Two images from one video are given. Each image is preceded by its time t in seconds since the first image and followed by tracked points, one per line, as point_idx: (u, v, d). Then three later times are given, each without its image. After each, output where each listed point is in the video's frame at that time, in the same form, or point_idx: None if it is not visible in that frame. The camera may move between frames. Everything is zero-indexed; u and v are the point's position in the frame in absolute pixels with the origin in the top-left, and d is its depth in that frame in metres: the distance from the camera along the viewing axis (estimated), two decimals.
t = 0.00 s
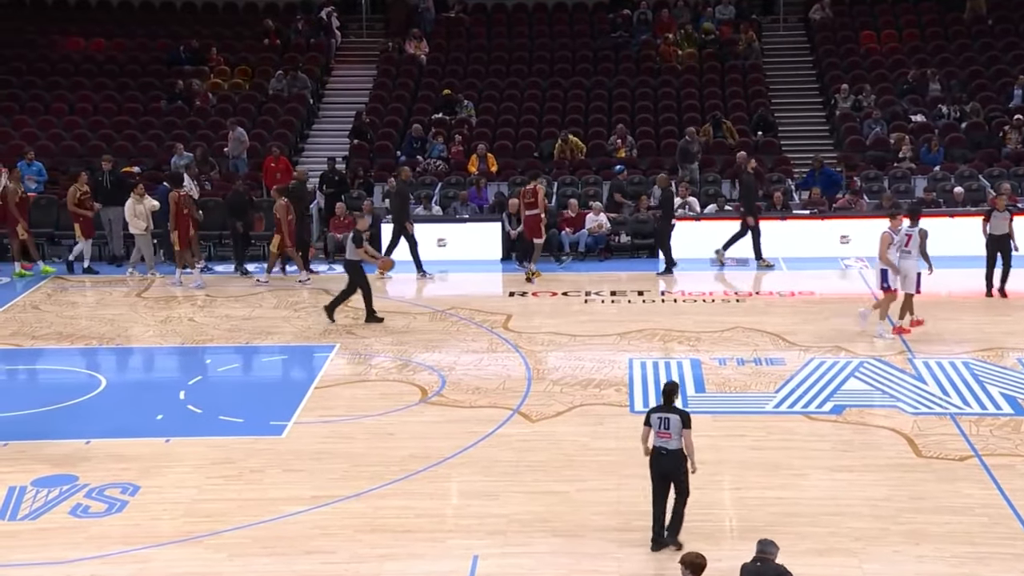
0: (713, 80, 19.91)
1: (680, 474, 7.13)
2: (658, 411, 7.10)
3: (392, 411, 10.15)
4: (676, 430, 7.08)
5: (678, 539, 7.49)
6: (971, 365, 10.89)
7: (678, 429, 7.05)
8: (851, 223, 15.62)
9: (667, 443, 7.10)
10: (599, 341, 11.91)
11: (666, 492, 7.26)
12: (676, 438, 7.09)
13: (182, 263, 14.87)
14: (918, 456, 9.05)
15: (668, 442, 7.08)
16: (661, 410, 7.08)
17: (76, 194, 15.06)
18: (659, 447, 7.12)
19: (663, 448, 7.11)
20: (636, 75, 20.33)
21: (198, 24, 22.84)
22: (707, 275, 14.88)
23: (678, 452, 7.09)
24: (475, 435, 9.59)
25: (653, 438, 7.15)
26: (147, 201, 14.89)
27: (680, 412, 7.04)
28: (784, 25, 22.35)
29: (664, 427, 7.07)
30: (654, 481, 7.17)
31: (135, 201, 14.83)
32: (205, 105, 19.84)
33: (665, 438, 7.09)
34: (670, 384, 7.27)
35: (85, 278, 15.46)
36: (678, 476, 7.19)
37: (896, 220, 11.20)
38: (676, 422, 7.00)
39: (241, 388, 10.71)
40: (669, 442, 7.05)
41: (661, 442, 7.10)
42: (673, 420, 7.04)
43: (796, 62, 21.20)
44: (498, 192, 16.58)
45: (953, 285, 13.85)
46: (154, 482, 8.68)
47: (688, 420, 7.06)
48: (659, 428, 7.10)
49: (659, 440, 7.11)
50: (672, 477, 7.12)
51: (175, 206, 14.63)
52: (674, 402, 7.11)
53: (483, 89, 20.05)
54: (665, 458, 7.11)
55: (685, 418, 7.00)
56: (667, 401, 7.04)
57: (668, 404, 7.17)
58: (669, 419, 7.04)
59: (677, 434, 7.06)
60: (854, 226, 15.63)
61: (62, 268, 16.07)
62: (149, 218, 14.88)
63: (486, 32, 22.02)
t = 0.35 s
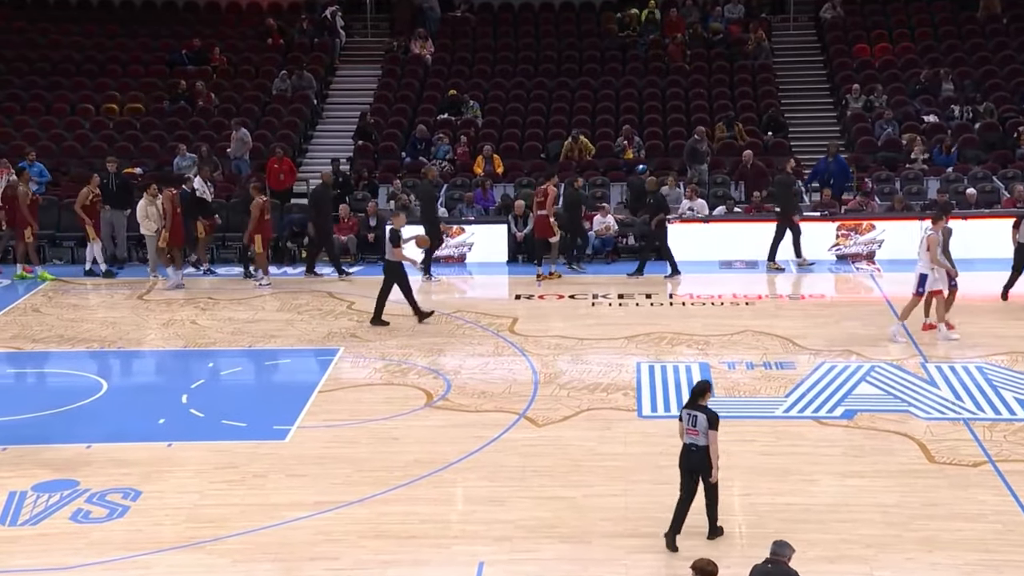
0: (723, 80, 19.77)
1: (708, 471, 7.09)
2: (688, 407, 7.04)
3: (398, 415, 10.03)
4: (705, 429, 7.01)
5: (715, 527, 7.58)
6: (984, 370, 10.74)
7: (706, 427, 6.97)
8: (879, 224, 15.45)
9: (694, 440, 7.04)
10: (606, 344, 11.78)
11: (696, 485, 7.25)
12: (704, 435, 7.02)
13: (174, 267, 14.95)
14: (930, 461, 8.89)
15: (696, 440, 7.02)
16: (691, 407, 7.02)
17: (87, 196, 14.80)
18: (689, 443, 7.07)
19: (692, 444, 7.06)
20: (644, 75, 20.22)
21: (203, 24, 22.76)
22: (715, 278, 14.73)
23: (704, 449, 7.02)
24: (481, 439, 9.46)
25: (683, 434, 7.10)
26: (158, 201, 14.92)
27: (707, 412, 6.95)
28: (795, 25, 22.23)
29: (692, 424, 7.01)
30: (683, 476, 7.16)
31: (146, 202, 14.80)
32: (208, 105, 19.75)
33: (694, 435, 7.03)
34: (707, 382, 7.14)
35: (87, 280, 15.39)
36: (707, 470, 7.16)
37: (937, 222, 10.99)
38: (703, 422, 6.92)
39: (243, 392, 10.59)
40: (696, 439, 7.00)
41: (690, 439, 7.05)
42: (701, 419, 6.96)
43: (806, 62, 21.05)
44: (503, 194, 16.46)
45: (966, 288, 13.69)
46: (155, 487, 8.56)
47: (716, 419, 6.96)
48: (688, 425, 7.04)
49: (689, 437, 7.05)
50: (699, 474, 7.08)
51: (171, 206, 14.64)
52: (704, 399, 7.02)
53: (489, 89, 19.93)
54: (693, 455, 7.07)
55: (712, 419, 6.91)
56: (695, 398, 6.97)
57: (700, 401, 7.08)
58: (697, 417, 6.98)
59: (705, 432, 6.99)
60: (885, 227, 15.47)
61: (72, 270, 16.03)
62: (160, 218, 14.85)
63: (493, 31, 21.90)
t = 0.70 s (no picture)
0: (721, 81, 19.65)
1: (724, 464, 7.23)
2: (708, 401, 7.23)
3: (392, 420, 9.89)
4: (725, 421, 7.20)
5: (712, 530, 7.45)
6: (986, 374, 10.61)
7: (728, 420, 7.17)
8: (879, 226, 15.34)
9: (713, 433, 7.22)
10: (603, 348, 11.65)
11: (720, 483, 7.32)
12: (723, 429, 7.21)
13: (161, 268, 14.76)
14: (931, 467, 8.76)
15: (715, 432, 7.19)
16: (712, 401, 7.20)
17: (88, 200, 14.50)
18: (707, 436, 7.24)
19: (711, 437, 7.22)
20: (642, 75, 20.10)
21: (195, 24, 22.60)
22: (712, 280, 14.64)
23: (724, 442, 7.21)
24: (476, 445, 9.32)
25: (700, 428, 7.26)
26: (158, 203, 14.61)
27: (731, 404, 7.16)
28: (794, 25, 22.14)
29: (712, 417, 7.20)
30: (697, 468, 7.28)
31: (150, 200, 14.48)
32: (199, 106, 19.60)
33: (713, 428, 7.20)
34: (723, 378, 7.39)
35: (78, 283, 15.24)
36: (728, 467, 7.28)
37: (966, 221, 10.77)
38: (726, 414, 7.11)
39: (234, 397, 10.43)
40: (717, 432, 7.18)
41: (708, 432, 7.22)
42: (723, 412, 7.15)
43: (805, 62, 20.94)
44: (499, 196, 16.35)
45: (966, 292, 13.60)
46: (145, 493, 8.42)
47: (738, 413, 7.17)
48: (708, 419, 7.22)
49: (708, 430, 7.23)
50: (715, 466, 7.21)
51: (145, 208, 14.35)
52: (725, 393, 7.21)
53: (484, 89, 19.81)
54: (711, 447, 7.23)
55: (735, 411, 7.12)
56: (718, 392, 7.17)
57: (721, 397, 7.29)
58: (719, 410, 7.17)
59: (725, 425, 7.18)
60: (885, 229, 15.37)
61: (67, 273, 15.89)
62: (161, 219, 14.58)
63: (487, 31, 21.77)
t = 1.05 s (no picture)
0: (721, 82, 19.50)
1: (742, 457, 7.27)
2: (723, 395, 7.22)
3: (387, 426, 9.72)
4: (741, 415, 7.20)
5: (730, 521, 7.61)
6: (991, 380, 10.44)
7: (743, 414, 7.17)
8: (882, 229, 15.16)
9: (730, 427, 7.23)
10: (601, 353, 11.49)
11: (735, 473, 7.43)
12: (740, 423, 7.22)
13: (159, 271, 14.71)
14: (935, 474, 8.59)
15: (732, 426, 7.21)
16: (726, 395, 7.20)
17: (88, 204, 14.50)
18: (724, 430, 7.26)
19: (728, 432, 7.24)
20: (640, 76, 19.95)
21: (186, 23, 22.43)
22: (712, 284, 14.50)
23: (740, 435, 7.24)
24: (472, 452, 9.15)
25: (717, 422, 7.28)
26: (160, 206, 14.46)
27: (745, 398, 7.15)
28: (795, 24, 22.00)
29: (728, 411, 7.20)
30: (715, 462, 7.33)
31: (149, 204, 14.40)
32: (190, 107, 19.43)
33: (730, 422, 7.22)
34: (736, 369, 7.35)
35: (71, 287, 15.08)
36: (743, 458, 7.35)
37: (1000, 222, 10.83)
38: (741, 408, 7.11)
39: (225, 404, 10.26)
40: (734, 426, 7.20)
41: (725, 426, 7.24)
42: (738, 406, 7.15)
43: (806, 63, 20.78)
44: (496, 198, 16.20)
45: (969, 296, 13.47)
46: (135, 502, 8.24)
47: (753, 406, 7.16)
48: (724, 413, 7.22)
49: (724, 424, 7.24)
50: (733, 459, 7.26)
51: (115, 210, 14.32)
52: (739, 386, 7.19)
53: (480, 91, 19.66)
54: (728, 441, 7.27)
55: (750, 405, 7.11)
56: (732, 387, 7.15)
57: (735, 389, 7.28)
58: (734, 404, 7.17)
59: (741, 419, 7.19)
60: (887, 233, 15.20)
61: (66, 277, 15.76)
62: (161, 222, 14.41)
63: (484, 31, 21.62)
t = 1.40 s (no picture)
0: (721, 81, 19.34)
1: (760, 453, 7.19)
2: (742, 392, 7.13)
3: (382, 432, 9.54)
4: (760, 412, 7.09)
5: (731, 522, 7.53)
6: (996, 384, 10.27)
7: (761, 411, 7.07)
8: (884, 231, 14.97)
9: (749, 424, 7.13)
10: (599, 357, 11.32)
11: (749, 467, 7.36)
12: (759, 419, 7.12)
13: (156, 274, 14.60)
14: (940, 481, 8.42)
15: (752, 424, 7.11)
16: (746, 392, 7.10)
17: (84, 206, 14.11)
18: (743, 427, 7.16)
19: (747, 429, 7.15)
20: (639, 75, 19.78)
21: (178, 22, 22.25)
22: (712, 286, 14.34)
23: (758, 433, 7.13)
24: (467, 458, 8.96)
25: (737, 419, 7.19)
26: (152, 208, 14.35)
27: (764, 396, 7.05)
28: (795, 24, 21.84)
29: (746, 408, 7.10)
30: (734, 458, 7.27)
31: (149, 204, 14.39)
32: (181, 107, 19.24)
33: (749, 420, 7.12)
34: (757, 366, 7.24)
35: (58, 291, 14.89)
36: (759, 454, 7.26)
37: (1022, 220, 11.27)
38: (759, 405, 7.02)
39: (216, 409, 10.08)
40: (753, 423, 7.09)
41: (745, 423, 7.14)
42: (756, 403, 7.05)
43: (806, 62, 20.62)
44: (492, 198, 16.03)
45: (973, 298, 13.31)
46: (123, 509, 8.06)
47: (772, 404, 7.05)
48: (742, 410, 7.13)
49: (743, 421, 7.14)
50: (751, 455, 7.19)
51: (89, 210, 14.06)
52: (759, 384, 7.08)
53: (476, 90, 19.49)
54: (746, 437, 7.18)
55: (768, 403, 7.01)
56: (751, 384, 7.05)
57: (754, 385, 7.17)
58: (753, 402, 7.07)
59: (760, 416, 7.09)
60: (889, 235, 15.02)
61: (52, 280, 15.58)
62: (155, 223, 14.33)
63: (480, 30, 21.43)
